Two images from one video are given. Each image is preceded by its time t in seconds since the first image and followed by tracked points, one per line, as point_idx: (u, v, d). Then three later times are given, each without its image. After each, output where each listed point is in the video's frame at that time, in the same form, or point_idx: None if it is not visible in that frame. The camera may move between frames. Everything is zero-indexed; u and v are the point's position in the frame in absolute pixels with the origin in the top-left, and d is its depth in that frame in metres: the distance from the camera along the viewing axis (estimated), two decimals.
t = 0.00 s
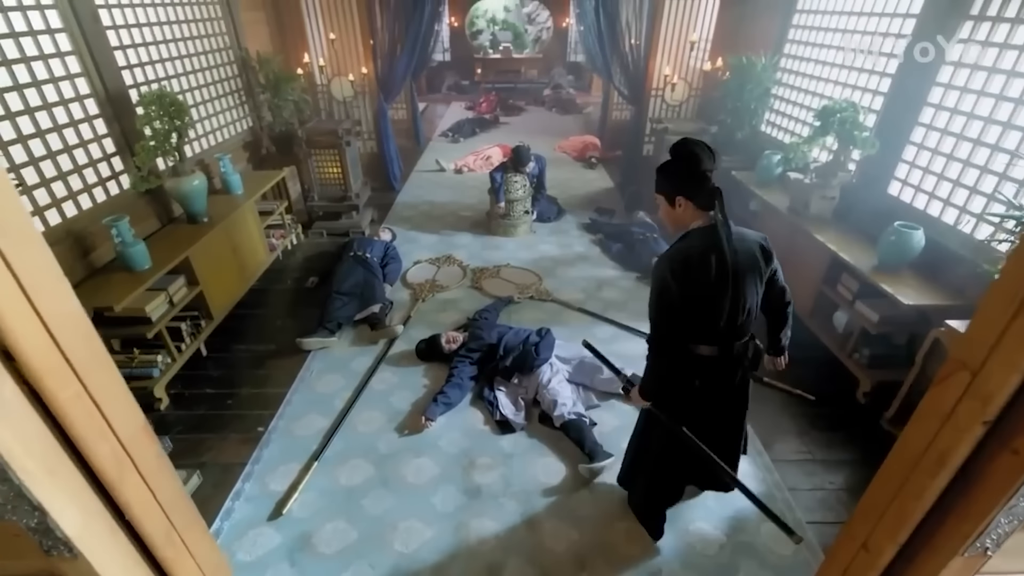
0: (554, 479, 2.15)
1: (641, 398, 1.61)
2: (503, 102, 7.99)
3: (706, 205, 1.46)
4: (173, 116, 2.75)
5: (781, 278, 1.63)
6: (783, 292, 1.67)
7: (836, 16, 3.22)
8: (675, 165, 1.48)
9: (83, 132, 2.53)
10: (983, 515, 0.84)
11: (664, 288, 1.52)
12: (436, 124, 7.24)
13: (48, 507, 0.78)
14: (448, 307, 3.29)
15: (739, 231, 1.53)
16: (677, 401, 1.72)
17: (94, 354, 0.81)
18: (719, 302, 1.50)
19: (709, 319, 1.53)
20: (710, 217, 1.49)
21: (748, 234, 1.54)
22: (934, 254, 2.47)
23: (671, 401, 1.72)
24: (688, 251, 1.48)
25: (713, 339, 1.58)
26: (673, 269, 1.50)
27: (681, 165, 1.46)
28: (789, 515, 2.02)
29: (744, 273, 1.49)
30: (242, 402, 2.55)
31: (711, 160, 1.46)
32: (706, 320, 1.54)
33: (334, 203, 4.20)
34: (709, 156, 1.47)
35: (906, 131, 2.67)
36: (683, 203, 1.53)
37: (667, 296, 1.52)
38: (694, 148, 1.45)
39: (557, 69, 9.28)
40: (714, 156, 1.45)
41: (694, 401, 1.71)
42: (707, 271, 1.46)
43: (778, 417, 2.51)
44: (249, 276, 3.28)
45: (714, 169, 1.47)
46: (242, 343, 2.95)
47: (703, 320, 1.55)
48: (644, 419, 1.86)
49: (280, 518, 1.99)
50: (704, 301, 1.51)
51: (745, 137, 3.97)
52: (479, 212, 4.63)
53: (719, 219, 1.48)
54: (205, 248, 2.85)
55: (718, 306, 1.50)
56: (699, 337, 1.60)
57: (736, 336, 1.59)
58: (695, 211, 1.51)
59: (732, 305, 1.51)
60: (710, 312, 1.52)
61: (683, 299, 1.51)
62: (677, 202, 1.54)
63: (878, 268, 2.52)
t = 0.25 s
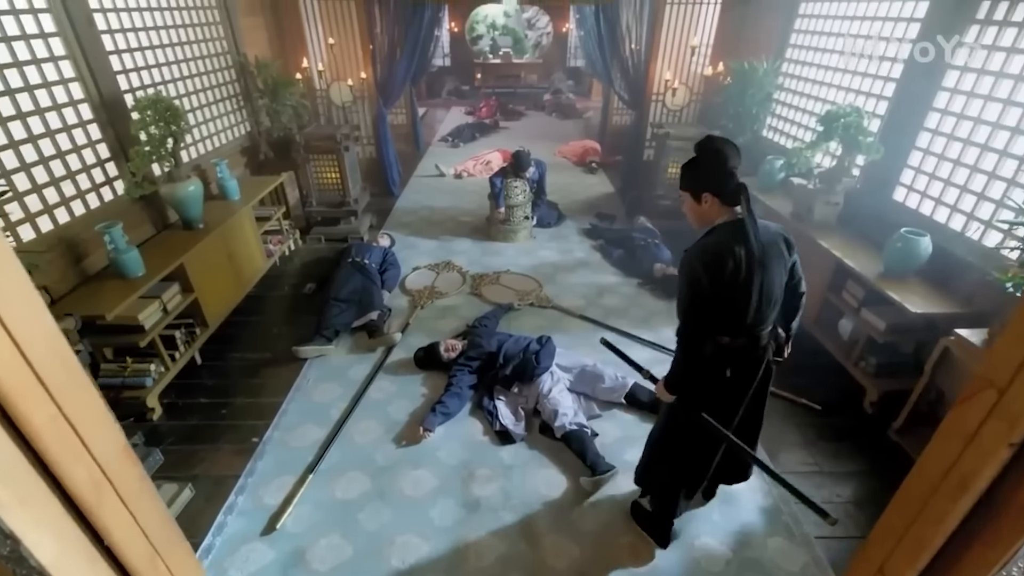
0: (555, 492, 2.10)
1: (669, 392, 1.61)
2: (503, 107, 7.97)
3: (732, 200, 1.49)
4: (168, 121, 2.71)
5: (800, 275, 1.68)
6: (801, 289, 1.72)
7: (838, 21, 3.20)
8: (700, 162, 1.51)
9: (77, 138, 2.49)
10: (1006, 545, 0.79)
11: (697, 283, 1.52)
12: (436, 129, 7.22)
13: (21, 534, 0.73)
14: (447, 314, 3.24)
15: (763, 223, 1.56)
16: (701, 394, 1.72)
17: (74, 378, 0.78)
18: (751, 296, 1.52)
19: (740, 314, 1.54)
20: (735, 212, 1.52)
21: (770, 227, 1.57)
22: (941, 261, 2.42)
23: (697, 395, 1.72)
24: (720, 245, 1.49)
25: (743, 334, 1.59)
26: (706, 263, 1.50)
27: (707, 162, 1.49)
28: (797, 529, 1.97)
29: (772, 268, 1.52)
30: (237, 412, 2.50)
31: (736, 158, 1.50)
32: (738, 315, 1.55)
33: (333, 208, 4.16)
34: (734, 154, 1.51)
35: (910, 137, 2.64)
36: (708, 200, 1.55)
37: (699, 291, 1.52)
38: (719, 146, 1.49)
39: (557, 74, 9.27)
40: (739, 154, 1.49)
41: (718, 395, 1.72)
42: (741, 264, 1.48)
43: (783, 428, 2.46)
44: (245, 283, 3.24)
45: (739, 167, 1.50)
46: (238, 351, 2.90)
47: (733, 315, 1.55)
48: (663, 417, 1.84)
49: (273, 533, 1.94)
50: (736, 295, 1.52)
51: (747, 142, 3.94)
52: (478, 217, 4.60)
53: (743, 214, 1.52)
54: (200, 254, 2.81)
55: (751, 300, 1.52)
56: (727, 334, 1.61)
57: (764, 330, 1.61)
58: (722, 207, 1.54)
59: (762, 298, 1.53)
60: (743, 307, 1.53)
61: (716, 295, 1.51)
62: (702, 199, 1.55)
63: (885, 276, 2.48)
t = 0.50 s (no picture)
0: (557, 506, 2.05)
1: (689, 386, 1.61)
2: (503, 113, 7.96)
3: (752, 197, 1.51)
4: (164, 126, 2.67)
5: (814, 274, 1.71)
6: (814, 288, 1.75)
7: (841, 26, 3.18)
8: (720, 160, 1.53)
9: (70, 143, 2.46)
10: None
11: (722, 278, 1.52)
12: (436, 135, 7.20)
13: None
14: (446, 321, 3.20)
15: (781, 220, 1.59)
16: (719, 389, 1.72)
17: (38, 393, 0.60)
18: (773, 292, 1.54)
19: (763, 309, 1.56)
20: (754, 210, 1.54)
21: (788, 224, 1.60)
22: (949, 269, 2.38)
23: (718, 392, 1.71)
24: (743, 241, 1.50)
25: (765, 330, 1.60)
26: (731, 257, 1.50)
27: (727, 160, 1.51)
28: (805, 545, 1.92)
29: (792, 265, 1.55)
30: (231, 423, 2.44)
31: (754, 157, 1.52)
32: (761, 310, 1.56)
33: (331, 214, 4.13)
34: (752, 153, 1.53)
35: (916, 142, 2.60)
36: (728, 198, 1.56)
37: (725, 286, 1.52)
38: (739, 144, 1.50)
39: (557, 79, 9.27)
40: (758, 153, 1.50)
41: (736, 389, 1.72)
42: (764, 260, 1.49)
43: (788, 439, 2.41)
44: (241, 290, 3.20)
45: (757, 166, 1.52)
46: (232, 360, 2.85)
47: (755, 310, 1.57)
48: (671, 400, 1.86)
49: (266, 550, 1.88)
50: (759, 291, 1.53)
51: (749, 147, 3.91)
52: (478, 223, 4.56)
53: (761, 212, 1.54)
54: (195, 261, 2.77)
55: (774, 296, 1.53)
56: (749, 330, 1.61)
57: (784, 326, 1.62)
58: (738, 206, 1.56)
59: (784, 294, 1.55)
60: (766, 302, 1.54)
61: (742, 290, 1.51)
62: (722, 197, 1.56)
63: (892, 284, 2.43)
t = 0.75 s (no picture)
0: (558, 528, 1.97)
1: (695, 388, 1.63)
2: (503, 122, 7.96)
3: (754, 201, 1.55)
4: (159, 136, 2.63)
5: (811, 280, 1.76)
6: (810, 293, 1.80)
7: (845, 35, 3.15)
8: (721, 164, 1.55)
9: (62, 153, 2.41)
10: None
11: (727, 280, 1.54)
12: (436, 144, 7.18)
13: None
14: (445, 334, 3.14)
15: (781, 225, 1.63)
16: (724, 391, 1.74)
17: None
18: (776, 294, 1.57)
19: (766, 311, 1.59)
20: (756, 214, 1.57)
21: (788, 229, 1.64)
22: (959, 281, 2.32)
23: (724, 396, 1.73)
24: (747, 244, 1.53)
25: (768, 331, 1.63)
26: (737, 260, 1.53)
27: (728, 165, 1.53)
28: (817, 570, 1.84)
29: (792, 268, 1.59)
30: (223, 440, 2.37)
31: (755, 162, 1.54)
32: (764, 312, 1.59)
33: (329, 224, 4.08)
34: (753, 157, 1.55)
35: (922, 152, 2.56)
36: (724, 201, 1.60)
37: (731, 288, 1.54)
38: (741, 149, 1.53)
39: (557, 89, 9.29)
40: (759, 158, 1.53)
41: (743, 393, 1.73)
42: (768, 262, 1.53)
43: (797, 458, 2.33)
44: (236, 302, 3.14)
45: (758, 170, 1.54)
46: (226, 374, 2.78)
47: (758, 312, 1.60)
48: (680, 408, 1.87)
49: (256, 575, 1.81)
50: (762, 294, 1.56)
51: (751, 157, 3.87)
52: (478, 233, 4.51)
53: (763, 216, 1.57)
54: (190, 271, 2.73)
55: (777, 298, 1.57)
56: (752, 331, 1.64)
57: (785, 328, 1.66)
58: (738, 211, 1.58)
59: (785, 296, 1.58)
60: (769, 303, 1.57)
61: (747, 292, 1.54)
62: (718, 200, 1.61)
63: (901, 296, 2.38)
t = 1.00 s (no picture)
0: (560, 547, 1.91)
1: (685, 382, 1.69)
2: (503, 129, 7.94)
3: (746, 201, 1.58)
4: (153, 144, 2.59)
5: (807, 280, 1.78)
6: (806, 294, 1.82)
7: (848, 42, 3.13)
8: (716, 164, 1.58)
9: (54, 161, 2.37)
10: None
11: (715, 278, 1.58)
12: (435, 151, 7.16)
13: None
14: (443, 343, 3.08)
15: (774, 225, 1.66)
16: (715, 387, 1.79)
17: None
18: (764, 292, 1.61)
19: (754, 308, 1.63)
20: (747, 212, 1.60)
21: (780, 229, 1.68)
22: (969, 291, 2.27)
23: (715, 392, 1.78)
24: (736, 243, 1.56)
25: (757, 329, 1.67)
26: (725, 258, 1.57)
27: (722, 163, 1.56)
28: None
29: (782, 267, 1.62)
30: (215, 454, 2.31)
31: (748, 162, 1.57)
32: (752, 309, 1.63)
33: (327, 232, 4.04)
34: (746, 158, 1.58)
35: (929, 159, 2.52)
36: (720, 200, 1.62)
37: (718, 285, 1.58)
38: (734, 149, 1.57)
39: (557, 96, 9.28)
40: (752, 157, 1.56)
41: (735, 390, 1.77)
42: (756, 261, 1.56)
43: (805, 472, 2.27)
44: (232, 311, 3.09)
45: (751, 170, 1.57)
46: (219, 385, 2.73)
47: (747, 309, 1.64)
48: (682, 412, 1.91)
49: None
50: (751, 291, 1.60)
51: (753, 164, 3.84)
52: (477, 240, 4.47)
53: (755, 215, 1.60)
54: (186, 279, 2.69)
55: (766, 296, 1.61)
56: (742, 328, 1.68)
57: (776, 327, 1.69)
58: (731, 209, 1.61)
59: (775, 294, 1.62)
60: (757, 301, 1.61)
61: (735, 290, 1.58)
62: (714, 199, 1.63)
63: (909, 306, 2.33)
